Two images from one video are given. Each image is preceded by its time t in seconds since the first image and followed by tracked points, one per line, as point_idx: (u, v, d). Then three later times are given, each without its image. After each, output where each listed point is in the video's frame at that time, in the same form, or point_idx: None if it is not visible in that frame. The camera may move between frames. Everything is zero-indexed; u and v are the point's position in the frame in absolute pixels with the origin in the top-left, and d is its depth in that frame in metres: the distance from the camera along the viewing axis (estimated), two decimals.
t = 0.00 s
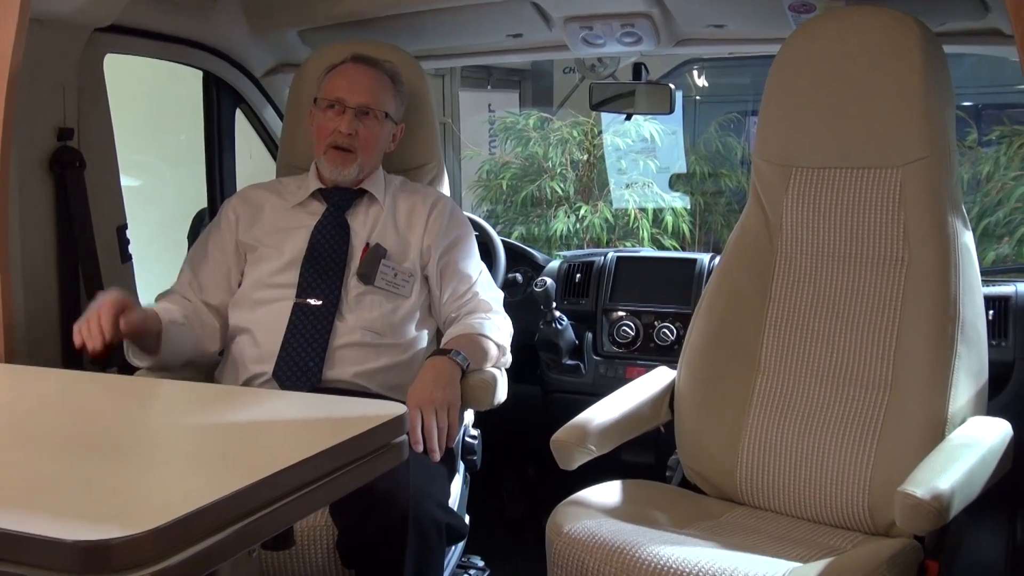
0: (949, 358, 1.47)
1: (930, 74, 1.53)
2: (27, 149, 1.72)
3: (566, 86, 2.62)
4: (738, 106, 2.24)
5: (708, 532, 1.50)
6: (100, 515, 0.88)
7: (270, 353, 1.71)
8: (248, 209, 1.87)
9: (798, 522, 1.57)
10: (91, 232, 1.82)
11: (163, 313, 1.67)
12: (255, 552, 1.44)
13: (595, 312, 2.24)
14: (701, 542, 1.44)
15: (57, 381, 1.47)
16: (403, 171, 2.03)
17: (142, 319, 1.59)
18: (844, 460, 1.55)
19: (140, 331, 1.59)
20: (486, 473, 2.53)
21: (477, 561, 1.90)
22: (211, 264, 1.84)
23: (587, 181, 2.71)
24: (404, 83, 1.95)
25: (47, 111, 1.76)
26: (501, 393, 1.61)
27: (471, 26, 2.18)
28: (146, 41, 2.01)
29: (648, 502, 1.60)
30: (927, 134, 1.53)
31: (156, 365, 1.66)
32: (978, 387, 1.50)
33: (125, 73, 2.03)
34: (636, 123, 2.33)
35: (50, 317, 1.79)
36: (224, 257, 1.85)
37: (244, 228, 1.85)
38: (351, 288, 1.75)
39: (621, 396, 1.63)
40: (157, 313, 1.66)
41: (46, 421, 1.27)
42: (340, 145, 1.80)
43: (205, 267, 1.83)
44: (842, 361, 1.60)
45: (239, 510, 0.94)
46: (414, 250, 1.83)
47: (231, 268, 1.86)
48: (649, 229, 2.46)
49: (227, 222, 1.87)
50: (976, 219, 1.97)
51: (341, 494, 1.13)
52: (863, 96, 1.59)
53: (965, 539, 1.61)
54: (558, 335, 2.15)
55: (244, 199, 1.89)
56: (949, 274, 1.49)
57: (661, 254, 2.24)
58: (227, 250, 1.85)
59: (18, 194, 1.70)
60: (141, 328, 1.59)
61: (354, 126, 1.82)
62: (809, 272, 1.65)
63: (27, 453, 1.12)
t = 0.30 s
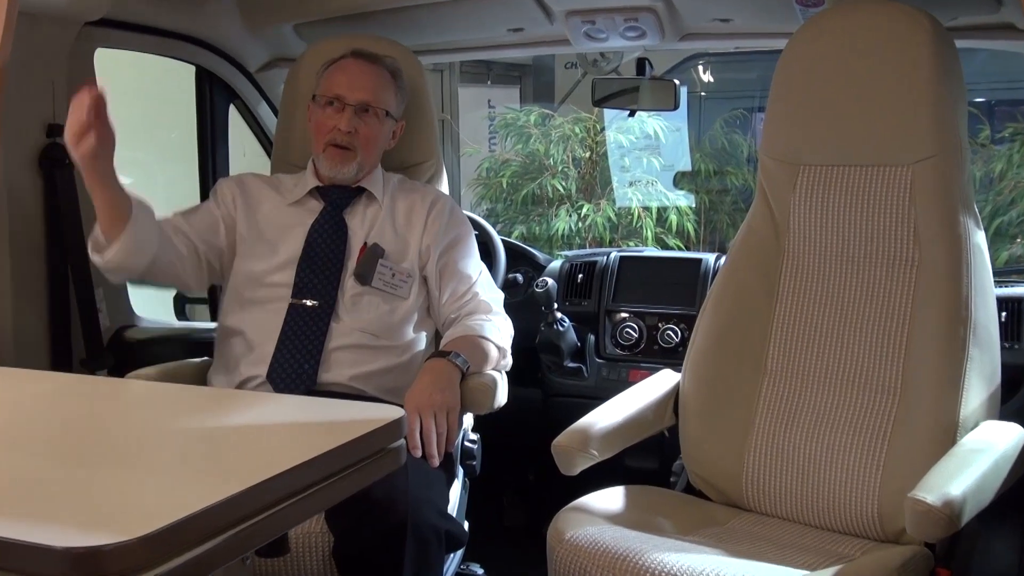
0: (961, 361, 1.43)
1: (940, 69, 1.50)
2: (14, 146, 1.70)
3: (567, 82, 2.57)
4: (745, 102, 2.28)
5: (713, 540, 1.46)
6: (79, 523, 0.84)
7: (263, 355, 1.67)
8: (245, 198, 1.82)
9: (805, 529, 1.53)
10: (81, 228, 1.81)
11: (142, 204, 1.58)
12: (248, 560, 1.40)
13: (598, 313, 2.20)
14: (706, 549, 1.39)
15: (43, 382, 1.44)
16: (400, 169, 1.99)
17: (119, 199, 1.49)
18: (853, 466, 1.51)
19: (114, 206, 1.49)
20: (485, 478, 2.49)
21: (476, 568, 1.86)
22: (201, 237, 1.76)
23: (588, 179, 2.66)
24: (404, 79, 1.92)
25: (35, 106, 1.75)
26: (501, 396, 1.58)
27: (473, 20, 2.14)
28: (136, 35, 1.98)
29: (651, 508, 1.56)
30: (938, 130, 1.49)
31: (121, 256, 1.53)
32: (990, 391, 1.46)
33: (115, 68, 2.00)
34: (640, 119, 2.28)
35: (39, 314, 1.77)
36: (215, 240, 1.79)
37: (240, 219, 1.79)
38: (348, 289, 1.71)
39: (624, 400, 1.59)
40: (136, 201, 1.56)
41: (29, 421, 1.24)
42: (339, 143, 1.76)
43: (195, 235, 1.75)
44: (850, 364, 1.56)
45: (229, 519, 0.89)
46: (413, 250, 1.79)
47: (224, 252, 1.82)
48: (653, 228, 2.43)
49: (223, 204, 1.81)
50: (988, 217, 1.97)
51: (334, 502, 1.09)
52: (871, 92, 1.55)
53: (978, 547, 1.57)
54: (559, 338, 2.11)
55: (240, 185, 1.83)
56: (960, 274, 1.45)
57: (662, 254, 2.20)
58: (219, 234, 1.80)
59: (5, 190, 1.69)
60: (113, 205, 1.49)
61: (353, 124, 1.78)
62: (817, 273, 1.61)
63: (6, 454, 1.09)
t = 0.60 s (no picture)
0: (971, 364, 1.39)
1: (949, 66, 1.47)
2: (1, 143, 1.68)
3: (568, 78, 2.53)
4: (750, 98, 2.23)
5: (718, 547, 1.43)
6: (57, 530, 0.80)
7: (257, 357, 1.63)
8: (244, 186, 1.77)
9: (811, 536, 1.50)
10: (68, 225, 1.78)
11: (147, 136, 1.52)
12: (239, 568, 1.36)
13: (599, 315, 2.17)
14: (711, 556, 1.35)
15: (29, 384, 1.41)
16: (398, 166, 1.96)
17: (119, 127, 1.45)
18: (861, 472, 1.47)
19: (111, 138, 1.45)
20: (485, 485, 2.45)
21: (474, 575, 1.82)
22: (199, 203, 1.68)
23: (591, 178, 2.64)
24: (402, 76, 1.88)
25: (23, 103, 1.73)
26: (501, 400, 1.54)
27: (472, 14, 2.11)
28: (126, 29, 1.96)
29: (654, 515, 1.52)
30: (948, 126, 1.46)
31: (117, 189, 1.49)
32: (1001, 394, 1.43)
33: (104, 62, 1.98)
34: (642, 116, 2.29)
35: (26, 314, 1.75)
36: (209, 216, 1.70)
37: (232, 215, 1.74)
38: (344, 290, 1.68)
39: (626, 403, 1.55)
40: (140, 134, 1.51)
41: (14, 422, 1.22)
42: (335, 142, 1.73)
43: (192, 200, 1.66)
44: (858, 367, 1.53)
45: (216, 528, 0.86)
46: (411, 250, 1.76)
47: (216, 230, 1.73)
48: (656, 228, 2.40)
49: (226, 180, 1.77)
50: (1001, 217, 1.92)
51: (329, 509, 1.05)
52: (879, 87, 1.51)
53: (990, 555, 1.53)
54: (560, 340, 2.07)
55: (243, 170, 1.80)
56: (970, 275, 1.42)
57: (667, 254, 2.17)
58: (214, 211, 1.71)
59: None
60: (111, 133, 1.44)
61: (349, 122, 1.74)
62: (825, 274, 1.58)
63: None
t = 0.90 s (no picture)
0: (983, 367, 1.36)
1: (960, 60, 1.43)
2: None
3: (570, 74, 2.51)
4: (756, 93, 2.20)
5: (723, 555, 1.39)
6: (38, 539, 0.77)
7: (251, 361, 1.59)
8: (237, 187, 1.74)
9: (818, 543, 1.46)
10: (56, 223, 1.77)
11: (133, 203, 1.46)
12: None
13: (602, 317, 2.13)
14: (716, 565, 1.31)
15: (16, 388, 1.38)
16: (394, 165, 1.92)
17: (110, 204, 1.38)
18: (869, 478, 1.44)
19: (103, 213, 1.38)
20: (486, 493, 2.40)
21: None
22: (189, 237, 1.63)
23: (593, 177, 2.60)
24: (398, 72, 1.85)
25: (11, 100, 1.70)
26: (501, 405, 1.51)
27: (471, 8, 2.07)
28: (117, 25, 1.93)
29: (657, 522, 1.48)
30: (958, 123, 1.42)
31: (112, 262, 1.43)
32: (1013, 398, 1.40)
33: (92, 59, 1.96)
34: (646, 113, 2.27)
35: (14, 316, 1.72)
36: (199, 248, 1.66)
37: (225, 215, 1.71)
38: (339, 292, 1.64)
39: (628, 408, 1.52)
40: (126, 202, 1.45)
41: None
42: (328, 138, 1.70)
43: (182, 238, 1.61)
44: (866, 370, 1.49)
45: (209, 534, 0.82)
46: (409, 252, 1.72)
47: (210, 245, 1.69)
48: (660, 228, 2.37)
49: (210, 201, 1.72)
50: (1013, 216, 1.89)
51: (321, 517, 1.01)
52: (888, 83, 1.48)
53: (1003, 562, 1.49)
54: (561, 341, 2.06)
55: (229, 177, 1.76)
56: (982, 275, 1.39)
57: (672, 254, 2.13)
58: (203, 239, 1.67)
59: None
60: (102, 211, 1.37)
61: (343, 117, 1.71)
62: (832, 274, 1.54)
63: None
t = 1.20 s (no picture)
0: (995, 370, 1.32)
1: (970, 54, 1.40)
2: None
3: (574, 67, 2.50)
4: (762, 90, 2.16)
5: (729, 563, 1.35)
6: (27, 547, 0.74)
7: (244, 364, 1.56)
8: (231, 185, 1.71)
9: (825, 551, 1.43)
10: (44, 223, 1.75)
11: (120, 196, 1.43)
12: None
13: (604, 319, 2.09)
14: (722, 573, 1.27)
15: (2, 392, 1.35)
16: (392, 163, 1.89)
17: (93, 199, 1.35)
18: (879, 483, 1.40)
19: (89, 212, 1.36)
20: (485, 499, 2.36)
21: None
22: (186, 230, 1.60)
23: (595, 176, 2.57)
24: (394, 67, 1.81)
25: None
26: (501, 409, 1.48)
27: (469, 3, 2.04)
28: (106, 20, 1.91)
29: (661, 529, 1.45)
30: (968, 119, 1.39)
31: (103, 257, 1.41)
32: None
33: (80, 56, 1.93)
34: (648, 110, 2.25)
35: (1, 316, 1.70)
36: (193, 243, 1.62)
37: (220, 212, 1.68)
38: (335, 293, 1.60)
39: (631, 412, 1.48)
40: (113, 196, 1.42)
41: None
42: (324, 137, 1.66)
43: (179, 232, 1.58)
44: (876, 373, 1.45)
45: (206, 540, 0.79)
46: (407, 252, 1.69)
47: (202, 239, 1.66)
48: (664, 227, 2.37)
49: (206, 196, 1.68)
50: None
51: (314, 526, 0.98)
52: (896, 79, 1.45)
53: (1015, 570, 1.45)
54: (563, 344, 2.02)
55: (224, 174, 1.73)
56: (994, 276, 1.35)
57: (678, 254, 2.10)
58: (198, 235, 1.63)
59: None
60: (88, 205, 1.35)
61: (341, 116, 1.68)
62: (841, 275, 1.51)
63: None
